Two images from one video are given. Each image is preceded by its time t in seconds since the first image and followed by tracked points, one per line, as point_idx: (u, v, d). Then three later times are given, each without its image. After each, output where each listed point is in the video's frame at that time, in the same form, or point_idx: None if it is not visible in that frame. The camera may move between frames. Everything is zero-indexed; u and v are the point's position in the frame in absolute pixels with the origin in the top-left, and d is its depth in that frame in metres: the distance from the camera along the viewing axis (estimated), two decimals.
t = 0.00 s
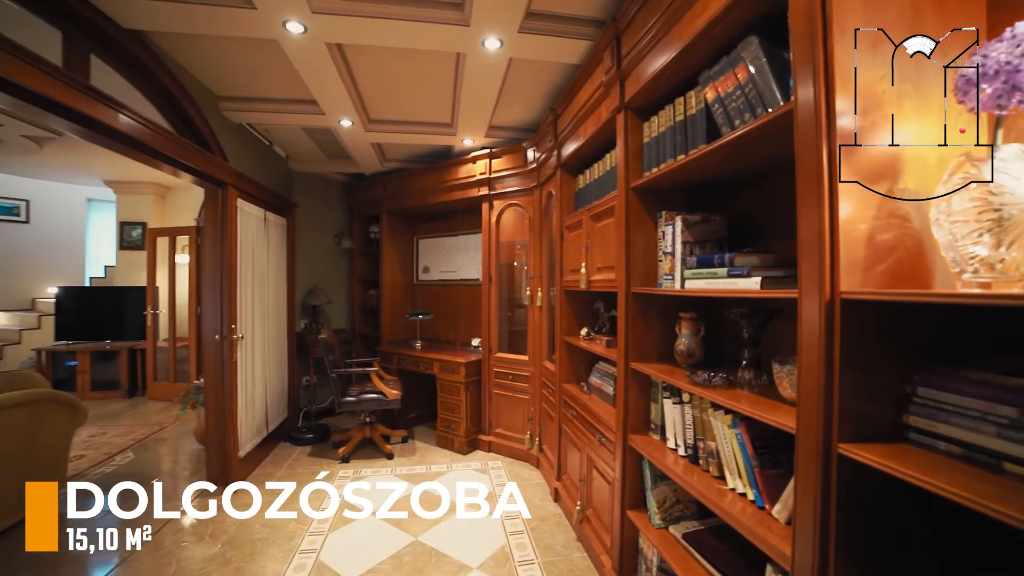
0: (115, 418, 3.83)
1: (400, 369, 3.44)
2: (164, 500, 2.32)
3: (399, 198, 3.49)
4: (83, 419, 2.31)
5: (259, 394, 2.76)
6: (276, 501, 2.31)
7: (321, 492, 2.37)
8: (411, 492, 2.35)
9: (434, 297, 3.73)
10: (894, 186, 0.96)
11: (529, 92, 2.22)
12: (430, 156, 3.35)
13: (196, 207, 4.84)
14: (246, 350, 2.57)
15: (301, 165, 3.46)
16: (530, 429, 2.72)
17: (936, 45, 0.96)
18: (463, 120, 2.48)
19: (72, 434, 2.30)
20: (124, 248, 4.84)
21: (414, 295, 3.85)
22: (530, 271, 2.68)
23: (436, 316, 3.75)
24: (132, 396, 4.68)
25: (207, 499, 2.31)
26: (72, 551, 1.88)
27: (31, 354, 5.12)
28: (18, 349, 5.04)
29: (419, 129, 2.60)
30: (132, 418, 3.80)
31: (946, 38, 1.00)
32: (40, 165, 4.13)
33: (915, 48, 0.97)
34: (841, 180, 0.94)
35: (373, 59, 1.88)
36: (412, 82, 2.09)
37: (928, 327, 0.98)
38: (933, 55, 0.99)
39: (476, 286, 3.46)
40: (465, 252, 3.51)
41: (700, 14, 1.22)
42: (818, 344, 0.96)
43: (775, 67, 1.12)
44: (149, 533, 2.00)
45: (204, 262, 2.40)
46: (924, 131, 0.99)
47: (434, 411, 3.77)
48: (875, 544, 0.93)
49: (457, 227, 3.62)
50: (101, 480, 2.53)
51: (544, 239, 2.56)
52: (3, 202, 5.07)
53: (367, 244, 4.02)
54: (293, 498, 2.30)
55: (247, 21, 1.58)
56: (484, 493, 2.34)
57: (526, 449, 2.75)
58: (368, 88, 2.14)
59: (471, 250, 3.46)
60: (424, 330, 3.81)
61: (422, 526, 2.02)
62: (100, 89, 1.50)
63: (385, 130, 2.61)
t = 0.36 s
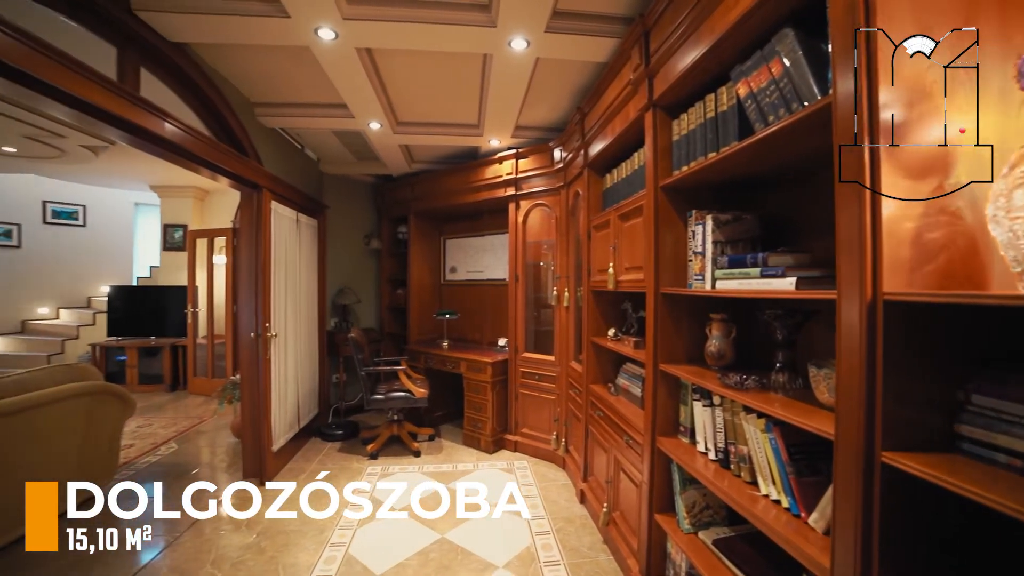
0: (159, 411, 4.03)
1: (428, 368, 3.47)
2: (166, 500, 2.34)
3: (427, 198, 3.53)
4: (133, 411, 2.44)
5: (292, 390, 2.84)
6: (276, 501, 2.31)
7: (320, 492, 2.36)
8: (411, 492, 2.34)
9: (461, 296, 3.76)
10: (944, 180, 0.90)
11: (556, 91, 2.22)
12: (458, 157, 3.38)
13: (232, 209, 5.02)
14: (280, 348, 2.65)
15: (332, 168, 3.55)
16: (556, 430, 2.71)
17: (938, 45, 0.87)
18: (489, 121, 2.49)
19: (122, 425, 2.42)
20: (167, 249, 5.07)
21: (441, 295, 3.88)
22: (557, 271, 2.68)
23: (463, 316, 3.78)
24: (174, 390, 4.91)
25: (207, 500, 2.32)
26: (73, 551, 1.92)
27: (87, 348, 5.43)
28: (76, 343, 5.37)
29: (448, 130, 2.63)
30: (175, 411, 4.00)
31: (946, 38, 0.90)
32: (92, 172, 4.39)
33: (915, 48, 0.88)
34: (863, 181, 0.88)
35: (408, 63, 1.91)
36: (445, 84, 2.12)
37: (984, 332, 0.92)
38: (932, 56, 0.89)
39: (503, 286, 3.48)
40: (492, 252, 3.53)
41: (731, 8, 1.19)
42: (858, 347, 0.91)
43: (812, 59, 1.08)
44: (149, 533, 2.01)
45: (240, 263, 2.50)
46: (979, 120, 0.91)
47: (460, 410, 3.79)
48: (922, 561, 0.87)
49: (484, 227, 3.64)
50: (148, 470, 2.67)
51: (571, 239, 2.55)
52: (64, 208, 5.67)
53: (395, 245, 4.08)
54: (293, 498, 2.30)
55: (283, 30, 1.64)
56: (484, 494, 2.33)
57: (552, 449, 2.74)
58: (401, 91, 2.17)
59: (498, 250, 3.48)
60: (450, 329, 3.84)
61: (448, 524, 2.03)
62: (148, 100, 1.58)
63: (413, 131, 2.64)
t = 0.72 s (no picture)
0: (200, 405, 4.22)
1: (455, 367, 3.50)
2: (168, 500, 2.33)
3: (454, 199, 3.57)
4: (177, 405, 2.55)
5: (322, 387, 2.91)
6: (276, 501, 2.31)
7: (320, 492, 2.37)
8: (410, 492, 2.34)
9: (488, 296, 3.78)
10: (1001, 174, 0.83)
11: (583, 90, 2.20)
12: (485, 158, 3.40)
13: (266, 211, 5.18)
14: (311, 346, 2.73)
15: (361, 170, 3.63)
16: (583, 431, 2.69)
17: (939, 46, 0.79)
18: (515, 121, 2.49)
19: (167, 419, 2.53)
20: (206, 251, 5.29)
21: (468, 295, 3.91)
22: (583, 271, 2.66)
23: (490, 316, 3.79)
24: (213, 385, 5.12)
25: (207, 500, 2.32)
26: (72, 551, 1.89)
27: (135, 344, 5.72)
28: (126, 339, 5.63)
29: (477, 131, 2.65)
30: (213, 405, 4.17)
31: (947, 38, 0.81)
32: (137, 179, 4.64)
33: (915, 48, 0.82)
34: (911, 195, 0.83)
35: (443, 65, 1.94)
36: (476, 86, 2.14)
37: None
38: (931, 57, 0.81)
39: (530, 286, 3.47)
40: (519, 252, 3.53)
41: None
42: (902, 352, 0.86)
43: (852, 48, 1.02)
44: (149, 533, 2.01)
45: (274, 264, 2.59)
46: None
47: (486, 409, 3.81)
48: None
49: (511, 227, 3.65)
50: (190, 461, 2.80)
51: (598, 239, 2.53)
52: (114, 212, 6.01)
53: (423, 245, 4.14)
54: (293, 499, 2.30)
55: (315, 38, 1.69)
56: (484, 493, 2.33)
57: (578, 450, 2.73)
58: (434, 93, 2.20)
59: (524, 250, 3.48)
60: (477, 329, 3.87)
61: (475, 522, 2.05)
62: (189, 108, 1.66)
63: (440, 132, 2.67)
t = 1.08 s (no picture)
0: (237, 400, 4.40)
1: (481, 367, 3.52)
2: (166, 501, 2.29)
3: (480, 200, 3.59)
4: (214, 400, 2.65)
5: (352, 385, 2.98)
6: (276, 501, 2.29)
7: (321, 492, 2.36)
8: (411, 492, 2.33)
9: (514, 296, 3.79)
10: None
11: (611, 88, 2.18)
12: (511, 159, 3.41)
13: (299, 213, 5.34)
14: (341, 344, 2.79)
15: (389, 173, 3.71)
16: (610, 432, 2.67)
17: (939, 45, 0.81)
18: (542, 121, 2.49)
19: (206, 413, 2.64)
20: (242, 252, 5.50)
21: (494, 295, 3.93)
22: (610, 271, 2.64)
23: (516, 316, 3.80)
24: (249, 381, 5.32)
25: (207, 500, 2.29)
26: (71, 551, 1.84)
27: (177, 340, 6.02)
28: (169, 337, 5.99)
29: (505, 132, 2.66)
30: (249, 400, 4.33)
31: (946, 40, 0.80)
32: (178, 184, 4.88)
33: (914, 48, 0.89)
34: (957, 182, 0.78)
35: (477, 67, 1.96)
36: (507, 87, 2.15)
37: None
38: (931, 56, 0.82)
39: (557, 286, 3.47)
40: (545, 253, 3.54)
41: None
42: (951, 355, 0.80)
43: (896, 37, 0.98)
44: (149, 533, 1.96)
45: (305, 264, 2.67)
46: None
47: (512, 409, 3.82)
48: None
49: (537, 227, 3.65)
50: (228, 453, 2.91)
51: (625, 239, 2.51)
52: (159, 215, 6.31)
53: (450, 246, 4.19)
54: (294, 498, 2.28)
55: (345, 43, 1.73)
56: (485, 494, 2.31)
57: (605, 451, 2.70)
58: (466, 95, 2.22)
59: (551, 250, 3.48)
60: (503, 329, 3.88)
61: (501, 522, 2.05)
62: (227, 115, 1.73)
63: (467, 133, 2.69)
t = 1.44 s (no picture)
0: (271, 396, 4.56)
1: (508, 367, 3.53)
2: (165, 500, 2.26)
3: (507, 200, 3.60)
4: (251, 394, 2.75)
5: (381, 383, 3.04)
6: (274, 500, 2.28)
7: (319, 492, 2.36)
8: (408, 492, 2.35)
9: (541, 296, 3.79)
10: None
11: (639, 86, 2.15)
12: (538, 159, 3.42)
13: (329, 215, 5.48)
14: (370, 343, 2.85)
15: (416, 174, 3.77)
16: (637, 434, 2.63)
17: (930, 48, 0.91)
18: (568, 120, 2.48)
19: (243, 406, 2.74)
20: (276, 253, 5.70)
21: (521, 295, 3.94)
22: (638, 271, 2.61)
23: (543, 316, 3.80)
24: (282, 378, 5.50)
25: (205, 500, 2.27)
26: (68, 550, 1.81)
27: (215, 338, 6.29)
28: (208, 333, 6.24)
29: (532, 132, 2.67)
30: (283, 397, 4.48)
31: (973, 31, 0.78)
32: (215, 189, 5.09)
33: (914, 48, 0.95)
34: (993, 176, 0.74)
35: (509, 69, 1.97)
36: (537, 88, 2.16)
37: None
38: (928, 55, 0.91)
39: (584, 286, 3.45)
40: (572, 253, 3.53)
41: None
42: (1007, 360, 0.74)
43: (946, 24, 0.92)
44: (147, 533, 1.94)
45: (336, 264, 2.74)
46: None
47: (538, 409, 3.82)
48: None
49: (564, 227, 3.64)
50: (263, 447, 3.02)
51: (653, 238, 2.47)
52: (199, 218, 6.60)
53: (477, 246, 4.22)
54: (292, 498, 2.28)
55: (375, 48, 1.77)
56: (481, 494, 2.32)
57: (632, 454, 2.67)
58: (497, 96, 2.24)
59: (578, 250, 3.47)
60: (530, 328, 3.88)
61: (527, 521, 2.05)
62: (262, 121, 1.79)
63: (493, 134, 2.71)
